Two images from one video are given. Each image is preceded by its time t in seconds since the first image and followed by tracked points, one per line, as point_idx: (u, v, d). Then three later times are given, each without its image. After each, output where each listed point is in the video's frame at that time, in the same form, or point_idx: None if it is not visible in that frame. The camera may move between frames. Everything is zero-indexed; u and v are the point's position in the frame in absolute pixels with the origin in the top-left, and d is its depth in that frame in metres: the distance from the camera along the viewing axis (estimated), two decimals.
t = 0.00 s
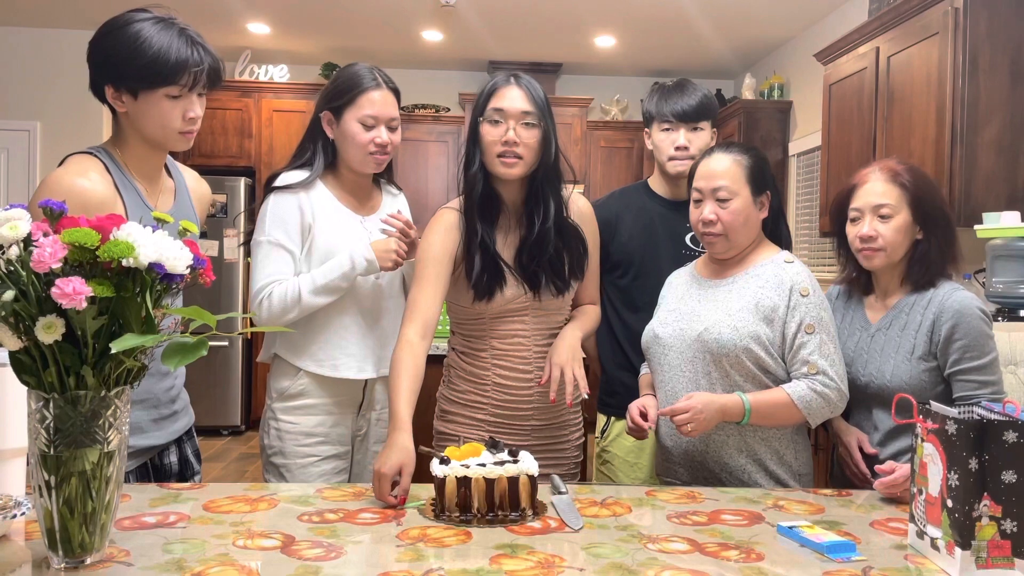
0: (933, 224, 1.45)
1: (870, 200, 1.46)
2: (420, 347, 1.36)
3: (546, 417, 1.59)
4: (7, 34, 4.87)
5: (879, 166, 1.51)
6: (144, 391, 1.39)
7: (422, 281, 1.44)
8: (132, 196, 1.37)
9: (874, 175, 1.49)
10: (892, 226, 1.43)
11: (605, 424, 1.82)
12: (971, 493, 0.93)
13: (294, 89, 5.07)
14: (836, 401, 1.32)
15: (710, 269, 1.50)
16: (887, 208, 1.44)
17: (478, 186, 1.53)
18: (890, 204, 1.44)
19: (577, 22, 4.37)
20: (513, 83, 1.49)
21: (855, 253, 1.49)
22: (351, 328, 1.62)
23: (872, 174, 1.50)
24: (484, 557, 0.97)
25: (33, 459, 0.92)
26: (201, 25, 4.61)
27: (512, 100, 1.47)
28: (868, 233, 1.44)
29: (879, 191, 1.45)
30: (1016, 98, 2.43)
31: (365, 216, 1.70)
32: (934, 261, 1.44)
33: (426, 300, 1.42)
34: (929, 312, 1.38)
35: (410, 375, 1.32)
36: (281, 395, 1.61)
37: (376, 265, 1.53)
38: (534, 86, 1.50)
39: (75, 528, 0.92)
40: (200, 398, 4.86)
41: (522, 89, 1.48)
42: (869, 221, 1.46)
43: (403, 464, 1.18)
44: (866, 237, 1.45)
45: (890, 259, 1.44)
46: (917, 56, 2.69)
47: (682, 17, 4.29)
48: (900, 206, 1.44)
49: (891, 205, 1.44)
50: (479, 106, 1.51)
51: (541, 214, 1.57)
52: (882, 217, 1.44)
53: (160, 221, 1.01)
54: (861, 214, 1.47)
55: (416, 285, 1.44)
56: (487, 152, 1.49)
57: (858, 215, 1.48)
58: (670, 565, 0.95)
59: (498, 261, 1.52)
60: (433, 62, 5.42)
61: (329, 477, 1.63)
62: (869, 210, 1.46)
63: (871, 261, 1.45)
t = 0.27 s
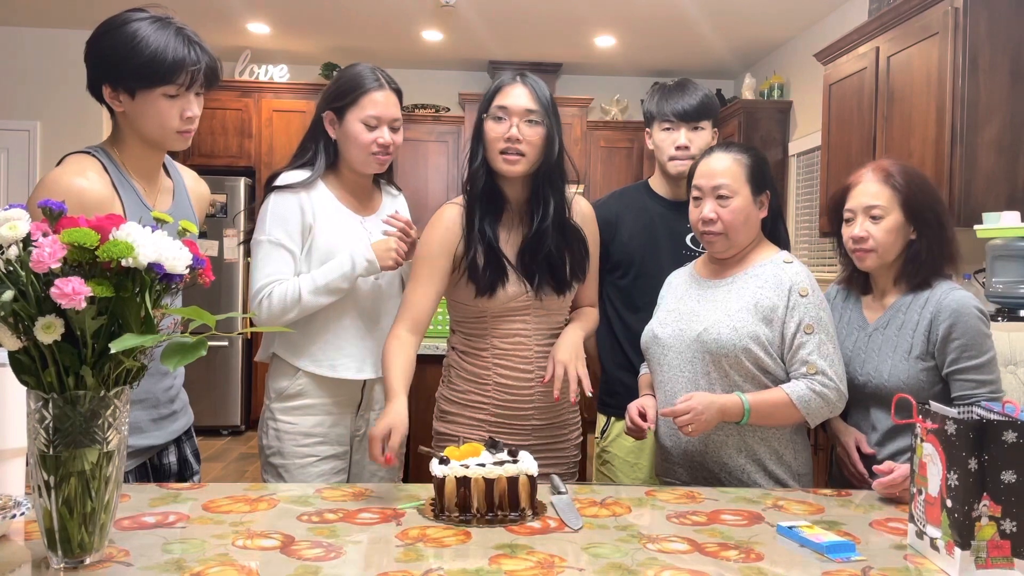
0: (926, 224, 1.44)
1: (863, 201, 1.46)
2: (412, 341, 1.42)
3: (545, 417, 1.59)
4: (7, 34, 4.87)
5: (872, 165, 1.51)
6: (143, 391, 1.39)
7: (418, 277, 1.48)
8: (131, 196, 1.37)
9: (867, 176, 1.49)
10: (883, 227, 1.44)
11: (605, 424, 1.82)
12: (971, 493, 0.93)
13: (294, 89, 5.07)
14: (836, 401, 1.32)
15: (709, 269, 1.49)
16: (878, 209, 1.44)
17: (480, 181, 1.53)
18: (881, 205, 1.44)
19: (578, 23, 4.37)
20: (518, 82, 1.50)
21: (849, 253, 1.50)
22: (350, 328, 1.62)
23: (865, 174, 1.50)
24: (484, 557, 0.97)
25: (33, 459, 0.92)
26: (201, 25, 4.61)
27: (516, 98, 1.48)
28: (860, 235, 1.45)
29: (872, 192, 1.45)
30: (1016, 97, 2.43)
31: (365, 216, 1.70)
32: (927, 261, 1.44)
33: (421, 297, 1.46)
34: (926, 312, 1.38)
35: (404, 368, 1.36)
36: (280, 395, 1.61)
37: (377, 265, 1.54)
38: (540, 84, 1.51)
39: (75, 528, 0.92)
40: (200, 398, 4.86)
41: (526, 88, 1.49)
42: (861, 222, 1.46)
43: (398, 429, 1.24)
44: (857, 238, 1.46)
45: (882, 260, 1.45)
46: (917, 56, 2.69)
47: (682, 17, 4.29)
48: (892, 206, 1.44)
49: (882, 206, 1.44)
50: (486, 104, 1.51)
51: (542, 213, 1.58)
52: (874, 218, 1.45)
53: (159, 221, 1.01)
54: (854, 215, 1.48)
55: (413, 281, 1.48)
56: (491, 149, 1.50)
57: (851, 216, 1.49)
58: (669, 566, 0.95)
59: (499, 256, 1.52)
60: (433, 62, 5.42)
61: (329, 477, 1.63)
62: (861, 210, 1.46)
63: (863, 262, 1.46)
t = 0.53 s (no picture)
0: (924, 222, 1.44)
1: (860, 200, 1.46)
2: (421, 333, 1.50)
3: (546, 417, 1.59)
4: (7, 34, 4.87)
5: (870, 165, 1.51)
6: (143, 391, 1.39)
7: (422, 274, 1.53)
8: (130, 195, 1.36)
9: (864, 176, 1.49)
10: (880, 226, 1.44)
11: (605, 424, 1.82)
12: (971, 493, 0.93)
13: (294, 89, 5.07)
14: (836, 401, 1.32)
15: (710, 269, 1.49)
16: (875, 208, 1.44)
17: (486, 180, 1.54)
18: (878, 205, 1.44)
19: (578, 22, 4.37)
20: (525, 82, 1.51)
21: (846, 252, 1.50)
22: (350, 327, 1.62)
23: (862, 175, 1.50)
24: (484, 556, 0.97)
25: (33, 459, 0.92)
26: (201, 25, 4.61)
27: (523, 97, 1.49)
28: (857, 234, 1.45)
29: (869, 192, 1.46)
30: (1016, 97, 2.43)
31: (366, 216, 1.70)
32: (924, 259, 1.44)
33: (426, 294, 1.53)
34: (923, 310, 1.38)
35: (419, 361, 1.44)
36: (280, 396, 1.61)
37: (378, 265, 1.54)
38: (549, 85, 1.52)
39: (75, 528, 0.92)
40: (200, 398, 4.86)
41: (533, 88, 1.51)
42: (858, 221, 1.46)
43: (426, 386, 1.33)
44: (855, 237, 1.46)
45: (878, 260, 1.45)
46: (917, 56, 2.69)
47: (682, 17, 4.29)
48: (889, 205, 1.44)
49: (880, 205, 1.44)
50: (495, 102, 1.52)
51: (549, 212, 1.58)
52: (871, 217, 1.45)
53: (160, 222, 1.01)
54: (852, 215, 1.48)
55: (419, 278, 1.54)
56: (495, 146, 1.51)
57: (849, 216, 1.49)
58: (670, 566, 0.95)
59: (505, 250, 1.52)
60: (433, 62, 5.42)
61: (329, 477, 1.63)
62: (858, 210, 1.46)
63: (860, 262, 1.46)
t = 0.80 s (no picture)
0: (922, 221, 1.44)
1: (858, 195, 1.46)
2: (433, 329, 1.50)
3: (546, 417, 1.59)
4: (7, 34, 4.87)
5: (873, 163, 1.51)
6: (143, 391, 1.39)
7: (425, 270, 1.53)
8: (130, 195, 1.36)
9: (867, 173, 1.50)
10: (877, 222, 1.43)
11: (605, 424, 1.82)
12: (971, 493, 0.93)
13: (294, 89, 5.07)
14: (835, 401, 1.32)
15: (710, 270, 1.49)
16: (874, 203, 1.44)
17: (489, 183, 1.56)
18: (877, 199, 1.44)
19: (578, 22, 4.37)
20: (529, 85, 1.51)
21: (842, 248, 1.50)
22: (350, 326, 1.62)
23: (864, 171, 1.51)
24: (484, 557, 0.97)
25: (33, 459, 0.92)
26: (201, 25, 4.61)
27: (527, 101, 1.49)
28: (853, 229, 1.45)
29: (869, 187, 1.46)
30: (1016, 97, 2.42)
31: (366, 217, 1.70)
32: (920, 259, 1.43)
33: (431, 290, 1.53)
34: (920, 310, 1.38)
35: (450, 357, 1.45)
36: (280, 395, 1.61)
37: (372, 253, 1.55)
38: (553, 89, 1.52)
39: (75, 528, 0.92)
40: (200, 398, 4.86)
41: (537, 91, 1.50)
42: (856, 216, 1.46)
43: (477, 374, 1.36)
44: (851, 232, 1.46)
45: (871, 257, 1.44)
46: (917, 56, 2.69)
47: (682, 17, 4.29)
48: (889, 202, 1.44)
49: (879, 200, 1.44)
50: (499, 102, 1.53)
51: (555, 216, 1.59)
52: (869, 212, 1.44)
53: (159, 221, 1.01)
54: (850, 210, 1.48)
55: (421, 274, 1.54)
56: (499, 150, 1.52)
57: (847, 211, 1.49)
58: (670, 565, 0.95)
59: (505, 249, 1.53)
60: (433, 62, 5.42)
61: (329, 477, 1.63)
62: (857, 204, 1.46)
63: (853, 257, 1.46)
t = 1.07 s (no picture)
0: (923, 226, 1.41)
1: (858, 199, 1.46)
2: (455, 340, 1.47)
3: (545, 417, 1.59)
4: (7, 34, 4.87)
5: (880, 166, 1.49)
6: (142, 391, 1.39)
7: (435, 275, 1.51)
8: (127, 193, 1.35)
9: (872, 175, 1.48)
10: (869, 228, 1.43)
11: (605, 424, 1.82)
12: (971, 493, 0.93)
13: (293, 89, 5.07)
14: (835, 402, 1.32)
15: (710, 269, 1.49)
16: (870, 208, 1.44)
17: (496, 193, 1.55)
18: (873, 205, 1.44)
19: (578, 22, 4.37)
20: (537, 91, 1.51)
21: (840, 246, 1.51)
22: (348, 328, 1.62)
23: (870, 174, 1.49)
24: (484, 557, 0.97)
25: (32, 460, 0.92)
26: (201, 25, 4.61)
27: (536, 110, 1.49)
28: (847, 232, 1.47)
29: (868, 191, 1.45)
30: (1016, 97, 2.42)
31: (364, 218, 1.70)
32: (912, 268, 1.41)
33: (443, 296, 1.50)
34: (924, 316, 1.37)
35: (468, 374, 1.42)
36: (278, 395, 1.61)
37: (371, 257, 1.55)
38: (560, 93, 1.52)
39: (75, 528, 0.92)
40: (200, 398, 4.87)
41: (544, 98, 1.50)
42: (853, 219, 1.47)
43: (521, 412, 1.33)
44: (846, 235, 1.47)
45: (861, 261, 1.45)
46: (917, 56, 2.69)
47: (682, 17, 4.29)
48: (885, 209, 1.43)
49: (875, 207, 1.43)
50: (505, 107, 1.53)
51: (561, 225, 1.59)
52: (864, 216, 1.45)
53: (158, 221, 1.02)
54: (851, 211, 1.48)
55: (433, 281, 1.51)
56: (509, 161, 1.52)
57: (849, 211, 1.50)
58: (669, 566, 0.95)
59: (515, 254, 1.53)
60: (433, 62, 5.42)
61: (328, 477, 1.63)
62: (855, 207, 1.47)
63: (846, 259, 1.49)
